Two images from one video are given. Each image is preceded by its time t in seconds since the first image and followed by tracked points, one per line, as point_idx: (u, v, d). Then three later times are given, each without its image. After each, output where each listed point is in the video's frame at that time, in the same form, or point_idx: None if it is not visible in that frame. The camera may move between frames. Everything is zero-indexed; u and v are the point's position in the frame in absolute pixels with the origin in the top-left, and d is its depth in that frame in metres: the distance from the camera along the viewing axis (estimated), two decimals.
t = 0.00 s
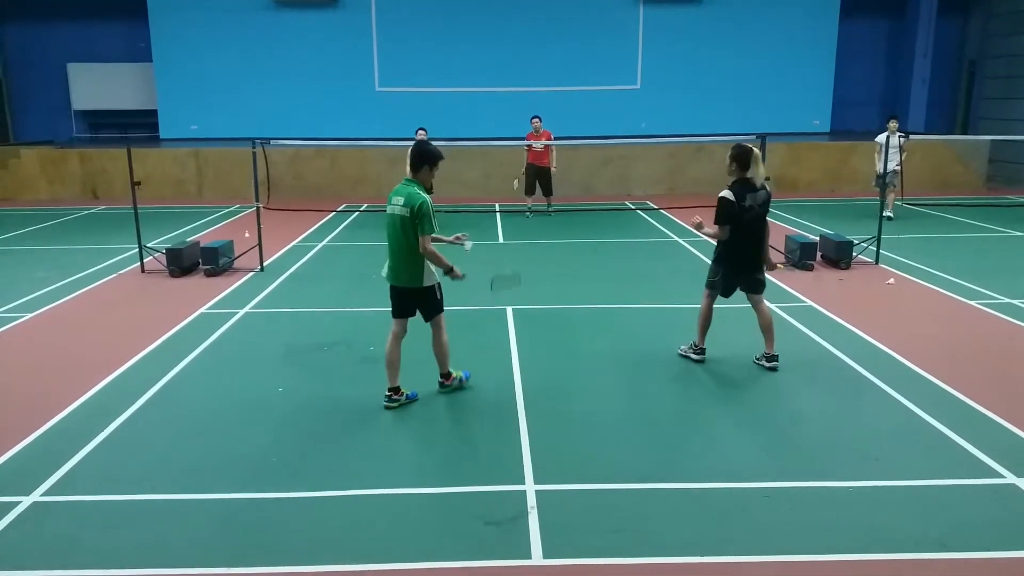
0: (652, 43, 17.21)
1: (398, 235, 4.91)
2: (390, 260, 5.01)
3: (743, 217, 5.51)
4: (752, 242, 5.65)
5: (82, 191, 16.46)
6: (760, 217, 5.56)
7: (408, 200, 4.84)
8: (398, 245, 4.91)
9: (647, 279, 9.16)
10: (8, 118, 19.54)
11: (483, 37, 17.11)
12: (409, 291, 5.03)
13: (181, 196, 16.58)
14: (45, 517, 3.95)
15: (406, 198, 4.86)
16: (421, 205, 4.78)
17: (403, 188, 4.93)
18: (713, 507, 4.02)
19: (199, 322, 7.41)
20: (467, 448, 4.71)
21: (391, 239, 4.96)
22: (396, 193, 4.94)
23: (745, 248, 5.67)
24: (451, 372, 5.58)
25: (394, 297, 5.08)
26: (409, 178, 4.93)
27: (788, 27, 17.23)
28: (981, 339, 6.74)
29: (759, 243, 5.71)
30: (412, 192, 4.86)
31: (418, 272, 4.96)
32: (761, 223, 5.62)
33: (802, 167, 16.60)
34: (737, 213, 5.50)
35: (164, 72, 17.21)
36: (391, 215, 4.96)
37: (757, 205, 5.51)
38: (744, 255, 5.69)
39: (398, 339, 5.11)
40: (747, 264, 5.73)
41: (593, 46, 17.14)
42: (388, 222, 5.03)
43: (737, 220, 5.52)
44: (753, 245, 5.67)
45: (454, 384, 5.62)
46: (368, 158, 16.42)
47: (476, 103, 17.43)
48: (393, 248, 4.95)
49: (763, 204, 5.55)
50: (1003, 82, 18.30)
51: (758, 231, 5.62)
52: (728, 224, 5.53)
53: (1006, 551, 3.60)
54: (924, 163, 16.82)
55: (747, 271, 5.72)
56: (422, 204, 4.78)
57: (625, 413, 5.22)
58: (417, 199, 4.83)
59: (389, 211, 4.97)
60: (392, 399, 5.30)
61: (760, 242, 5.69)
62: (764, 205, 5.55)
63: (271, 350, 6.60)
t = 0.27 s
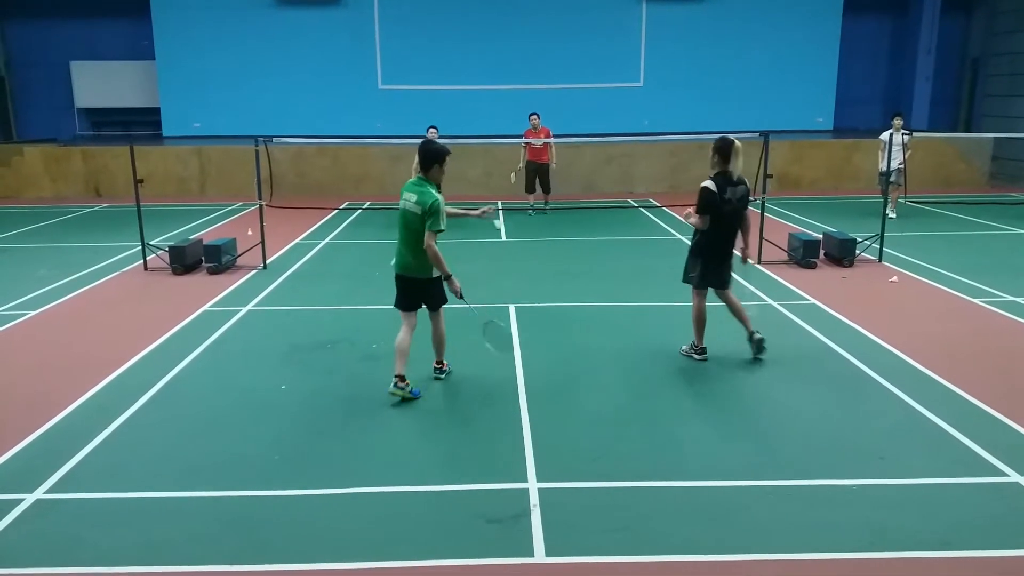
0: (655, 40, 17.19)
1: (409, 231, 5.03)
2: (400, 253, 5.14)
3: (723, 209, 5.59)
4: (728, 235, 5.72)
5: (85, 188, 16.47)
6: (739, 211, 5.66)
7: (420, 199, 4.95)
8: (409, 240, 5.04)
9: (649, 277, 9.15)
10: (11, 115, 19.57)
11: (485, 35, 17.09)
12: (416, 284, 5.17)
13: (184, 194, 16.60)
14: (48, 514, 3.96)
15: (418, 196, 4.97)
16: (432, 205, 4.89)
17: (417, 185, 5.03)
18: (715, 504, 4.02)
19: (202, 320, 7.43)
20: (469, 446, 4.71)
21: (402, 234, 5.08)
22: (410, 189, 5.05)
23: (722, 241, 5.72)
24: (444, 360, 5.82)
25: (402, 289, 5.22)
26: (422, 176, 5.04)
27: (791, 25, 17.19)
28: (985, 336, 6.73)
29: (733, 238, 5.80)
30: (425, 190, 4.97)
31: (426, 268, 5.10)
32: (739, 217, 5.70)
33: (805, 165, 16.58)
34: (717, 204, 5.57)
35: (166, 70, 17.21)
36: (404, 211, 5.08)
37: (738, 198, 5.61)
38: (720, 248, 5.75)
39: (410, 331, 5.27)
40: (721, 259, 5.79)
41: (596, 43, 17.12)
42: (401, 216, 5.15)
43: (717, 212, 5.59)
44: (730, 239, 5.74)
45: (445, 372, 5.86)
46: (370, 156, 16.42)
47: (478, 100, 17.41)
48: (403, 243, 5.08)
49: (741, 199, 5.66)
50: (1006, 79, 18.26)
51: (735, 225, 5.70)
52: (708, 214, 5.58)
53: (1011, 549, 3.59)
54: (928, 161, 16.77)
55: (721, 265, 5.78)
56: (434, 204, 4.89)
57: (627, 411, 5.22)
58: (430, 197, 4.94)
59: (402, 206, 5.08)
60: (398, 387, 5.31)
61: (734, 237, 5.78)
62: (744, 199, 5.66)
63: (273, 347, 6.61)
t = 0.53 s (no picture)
0: (656, 38, 17.17)
1: (423, 222, 5.35)
2: (410, 243, 5.44)
3: (707, 205, 5.65)
4: (713, 232, 5.77)
5: (87, 186, 16.49)
6: (723, 208, 5.70)
7: (436, 192, 5.29)
8: (423, 231, 5.37)
9: (651, 276, 9.16)
10: (14, 113, 19.58)
11: (487, 33, 17.08)
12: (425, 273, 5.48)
13: (186, 191, 16.61)
14: (51, 512, 3.98)
15: (433, 189, 5.30)
16: (452, 199, 5.29)
17: (428, 179, 5.35)
18: (717, 503, 4.03)
19: (204, 318, 7.44)
20: (472, 444, 4.72)
21: (413, 225, 5.38)
22: (421, 183, 5.35)
23: (706, 238, 5.78)
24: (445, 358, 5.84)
25: (410, 276, 5.53)
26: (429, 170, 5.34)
27: (794, 23, 17.18)
28: (986, 336, 6.73)
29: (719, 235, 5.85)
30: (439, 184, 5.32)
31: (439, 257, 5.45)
32: (724, 214, 5.74)
33: (807, 163, 16.56)
34: (700, 200, 5.63)
35: (168, 68, 17.21)
36: (414, 203, 5.37)
37: (722, 194, 5.66)
38: (704, 244, 5.80)
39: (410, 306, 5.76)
40: (707, 255, 5.84)
41: (598, 41, 17.10)
42: (407, 208, 5.42)
43: (699, 208, 5.66)
44: (714, 235, 5.79)
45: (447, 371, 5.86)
46: (372, 154, 16.42)
47: (480, 99, 17.40)
48: (416, 234, 5.39)
49: (727, 196, 5.70)
50: (1008, 78, 18.23)
51: (720, 222, 5.75)
52: (690, 210, 5.67)
53: (1014, 549, 3.59)
54: (931, 159, 16.74)
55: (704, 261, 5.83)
56: (453, 196, 5.28)
57: (629, 410, 5.23)
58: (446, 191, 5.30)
59: (412, 199, 5.37)
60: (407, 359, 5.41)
61: (720, 234, 5.83)
62: (729, 196, 5.70)
63: (276, 345, 6.63)
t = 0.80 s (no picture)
0: (659, 36, 17.15)
1: (430, 217, 5.48)
2: (415, 240, 5.53)
3: (696, 204, 5.68)
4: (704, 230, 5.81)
5: (90, 184, 16.51)
6: (713, 207, 5.74)
7: (441, 186, 5.46)
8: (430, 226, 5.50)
9: (654, 274, 9.15)
10: (16, 111, 19.60)
11: (490, 31, 17.07)
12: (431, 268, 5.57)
13: (188, 189, 16.62)
14: (54, 509, 3.99)
15: (436, 183, 5.45)
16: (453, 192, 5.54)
17: (427, 174, 5.48)
18: (719, 501, 4.03)
19: (206, 316, 7.45)
20: (474, 442, 4.73)
21: (414, 220, 5.49)
22: (424, 179, 5.46)
23: (698, 236, 5.83)
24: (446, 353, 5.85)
25: (407, 271, 5.62)
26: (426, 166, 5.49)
27: (796, 21, 17.14)
28: (989, 334, 6.72)
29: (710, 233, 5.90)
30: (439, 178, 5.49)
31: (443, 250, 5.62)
32: (714, 213, 5.78)
33: (810, 161, 16.54)
34: (690, 200, 5.68)
35: (170, 66, 17.22)
36: (417, 199, 5.46)
37: (712, 193, 5.68)
38: (696, 242, 5.85)
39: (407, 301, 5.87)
40: (698, 253, 5.90)
41: (600, 39, 17.08)
42: (407, 205, 5.48)
43: (690, 207, 5.70)
44: (704, 234, 5.83)
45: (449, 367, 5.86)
46: (374, 151, 16.42)
47: (482, 96, 17.39)
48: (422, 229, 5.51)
49: (716, 194, 5.71)
50: (1012, 75, 18.19)
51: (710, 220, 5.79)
52: (681, 210, 5.71)
53: (1016, 547, 3.59)
54: (934, 157, 16.71)
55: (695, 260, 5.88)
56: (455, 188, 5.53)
57: (632, 408, 5.23)
58: (447, 183, 5.50)
59: (417, 196, 5.46)
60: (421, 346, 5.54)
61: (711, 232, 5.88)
62: (718, 195, 5.72)
63: (278, 343, 6.64)
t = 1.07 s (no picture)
0: (659, 34, 17.14)
1: (413, 213, 5.59)
2: (399, 235, 5.67)
3: (681, 200, 5.75)
4: (690, 226, 5.85)
5: (91, 184, 16.51)
6: (698, 203, 5.79)
7: (421, 182, 5.56)
8: (413, 222, 5.62)
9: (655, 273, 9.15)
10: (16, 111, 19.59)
11: (490, 30, 17.06)
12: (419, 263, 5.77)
13: (189, 188, 16.62)
14: (55, 509, 3.99)
15: (417, 179, 5.56)
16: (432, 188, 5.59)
17: (406, 170, 5.58)
18: (719, 499, 4.03)
19: (207, 315, 7.45)
20: (475, 440, 4.73)
21: (396, 217, 5.62)
22: (402, 175, 5.57)
23: (683, 231, 5.88)
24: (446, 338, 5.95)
25: (395, 267, 5.79)
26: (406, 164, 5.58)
27: (797, 19, 17.13)
28: (990, 331, 6.71)
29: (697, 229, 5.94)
30: (419, 174, 5.59)
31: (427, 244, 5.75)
32: (700, 209, 5.84)
33: (811, 159, 16.53)
34: (674, 196, 5.74)
35: (170, 65, 17.22)
36: (398, 195, 5.56)
37: (697, 189, 5.75)
38: (679, 237, 5.91)
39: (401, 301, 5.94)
40: (683, 249, 5.95)
41: (600, 37, 17.07)
42: (389, 201, 5.62)
43: (675, 202, 5.76)
44: (691, 230, 5.88)
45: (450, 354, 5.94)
46: (374, 150, 16.42)
47: (483, 95, 17.39)
48: (405, 225, 5.61)
49: (702, 190, 5.77)
50: (1012, 73, 18.17)
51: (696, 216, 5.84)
52: (666, 205, 5.77)
53: (1018, 544, 3.59)
54: (935, 155, 16.68)
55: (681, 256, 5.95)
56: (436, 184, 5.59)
57: (632, 406, 5.23)
58: (428, 179, 5.58)
59: (396, 191, 5.56)
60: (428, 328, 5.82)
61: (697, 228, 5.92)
62: (704, 191, 5.78)
63: (279, 342, 6.64)
